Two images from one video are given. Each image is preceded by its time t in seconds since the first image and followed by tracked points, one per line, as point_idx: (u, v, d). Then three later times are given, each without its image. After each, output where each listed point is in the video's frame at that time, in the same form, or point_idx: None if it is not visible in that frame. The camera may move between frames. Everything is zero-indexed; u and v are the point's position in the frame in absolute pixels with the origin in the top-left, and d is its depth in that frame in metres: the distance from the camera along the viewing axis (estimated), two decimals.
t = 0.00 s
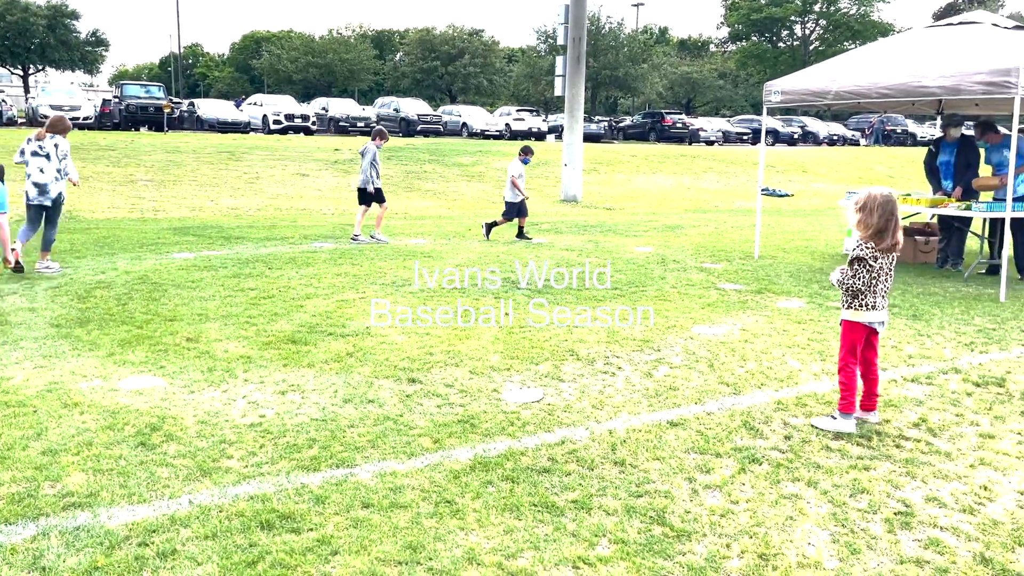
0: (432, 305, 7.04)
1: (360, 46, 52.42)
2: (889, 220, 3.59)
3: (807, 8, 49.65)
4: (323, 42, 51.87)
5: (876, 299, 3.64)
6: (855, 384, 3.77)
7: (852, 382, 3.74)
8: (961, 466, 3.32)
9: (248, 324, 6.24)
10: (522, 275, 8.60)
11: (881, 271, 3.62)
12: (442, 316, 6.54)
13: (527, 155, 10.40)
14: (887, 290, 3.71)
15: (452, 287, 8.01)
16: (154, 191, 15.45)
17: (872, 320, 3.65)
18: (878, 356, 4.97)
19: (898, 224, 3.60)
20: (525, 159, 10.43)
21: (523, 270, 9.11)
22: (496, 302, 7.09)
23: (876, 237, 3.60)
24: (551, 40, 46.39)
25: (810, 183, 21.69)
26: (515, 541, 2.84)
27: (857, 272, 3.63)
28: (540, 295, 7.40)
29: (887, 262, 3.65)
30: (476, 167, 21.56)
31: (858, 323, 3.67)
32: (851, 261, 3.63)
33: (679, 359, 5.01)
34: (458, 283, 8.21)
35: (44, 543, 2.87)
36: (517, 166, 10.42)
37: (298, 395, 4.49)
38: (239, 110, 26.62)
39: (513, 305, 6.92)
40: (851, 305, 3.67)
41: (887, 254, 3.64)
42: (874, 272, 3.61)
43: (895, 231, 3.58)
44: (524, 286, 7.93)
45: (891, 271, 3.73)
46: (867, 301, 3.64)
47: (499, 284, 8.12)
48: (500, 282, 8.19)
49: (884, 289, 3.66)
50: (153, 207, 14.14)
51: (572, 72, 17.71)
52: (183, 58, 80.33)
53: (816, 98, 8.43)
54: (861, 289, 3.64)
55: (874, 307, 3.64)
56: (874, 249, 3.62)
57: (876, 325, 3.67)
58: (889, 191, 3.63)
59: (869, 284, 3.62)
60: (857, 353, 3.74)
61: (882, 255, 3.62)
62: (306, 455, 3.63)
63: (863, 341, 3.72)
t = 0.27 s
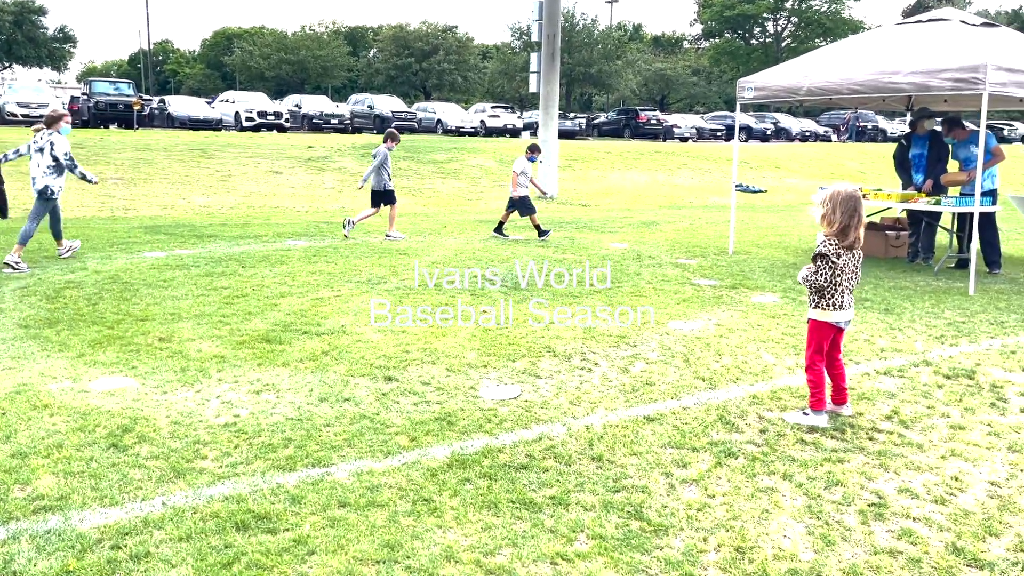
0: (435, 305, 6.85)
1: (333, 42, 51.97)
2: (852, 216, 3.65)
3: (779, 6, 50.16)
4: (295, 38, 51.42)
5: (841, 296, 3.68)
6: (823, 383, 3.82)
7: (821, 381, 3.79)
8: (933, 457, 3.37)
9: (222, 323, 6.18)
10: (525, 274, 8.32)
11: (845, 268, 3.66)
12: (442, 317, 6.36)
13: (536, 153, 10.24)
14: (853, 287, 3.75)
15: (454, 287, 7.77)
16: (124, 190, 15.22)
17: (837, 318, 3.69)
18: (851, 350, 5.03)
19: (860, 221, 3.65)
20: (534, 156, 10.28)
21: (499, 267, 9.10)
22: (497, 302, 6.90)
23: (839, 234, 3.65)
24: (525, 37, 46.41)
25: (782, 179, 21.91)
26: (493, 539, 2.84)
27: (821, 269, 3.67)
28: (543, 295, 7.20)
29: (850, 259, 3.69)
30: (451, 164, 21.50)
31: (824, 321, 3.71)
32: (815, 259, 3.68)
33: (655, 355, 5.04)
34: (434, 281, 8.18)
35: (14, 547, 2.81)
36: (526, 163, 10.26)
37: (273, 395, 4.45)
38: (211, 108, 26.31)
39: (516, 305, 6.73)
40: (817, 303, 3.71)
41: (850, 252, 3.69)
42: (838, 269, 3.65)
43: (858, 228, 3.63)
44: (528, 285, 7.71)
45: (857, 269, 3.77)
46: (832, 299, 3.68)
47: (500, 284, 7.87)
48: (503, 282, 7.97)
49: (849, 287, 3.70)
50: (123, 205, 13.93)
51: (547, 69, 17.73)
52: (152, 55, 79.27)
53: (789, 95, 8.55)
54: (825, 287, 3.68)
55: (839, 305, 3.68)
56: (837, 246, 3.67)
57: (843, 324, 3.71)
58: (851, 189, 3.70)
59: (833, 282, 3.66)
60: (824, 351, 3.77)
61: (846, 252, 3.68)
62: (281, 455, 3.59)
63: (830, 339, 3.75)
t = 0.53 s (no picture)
0: (436, 305, 6.74)
1: (303, 40, 51.47)
2: (811, 211, 3.66)
3: (748, 4, 50.65)
4: (265, 36, 50.85)
5: (813, 293, 3.71)
6: (803, 377, 3.86)
7: (799, 376, 3.83)
8: (907, 450, 3.41)
9: (194, 324, 6.09)
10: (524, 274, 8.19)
11: (812, 264, 3.69)
12: (442, 318, 6.24)
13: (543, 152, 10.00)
14: (825, 281, 3.77)
15: (453, 286, 7.63)
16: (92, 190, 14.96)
17: (811, 314, 3.72)
18: (825, 344, 5.08)
19: (820, 215, 3.66)
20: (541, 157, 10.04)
21: (475, 265, 9.07)
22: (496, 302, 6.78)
23: (801, 232, 3.68)
24: (497, 34, 46.36)
25: (754, 176, 22.11)
26: (474, 538, 2.82)
27: (788, 269, 3.71)
28: (527, 293, 7.13)
29: (817, 254, 3.72)
30: (425, 162, 21.41)
31: (799, 318, 3.75)
32: (781, 259, 3.72)
33: (632, 351, 5.05)
34: (410, 279, 8.13)
35: None
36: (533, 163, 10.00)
37: (248, 396, 4.39)
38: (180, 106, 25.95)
39: (516, 305, 6.59)
40: (791, 302, 3.75)
41: (815, 247, 3.71)
42: (805, 266, 3.69)
43: (818, 223, 3.65)
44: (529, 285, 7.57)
45: (828, 261, 3.78)
46: (804, 296, 3.72)
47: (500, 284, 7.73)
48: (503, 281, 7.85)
49: (820, 282, 3.73)
50: (90, 206, 13.69)
51: (520, 66, 17.73)
52: (118, 53, 77.99)
53: (760, 92, 8.62)
54: (796, 285, 3.72)
55: (812, 301, 3.71)
56: (801, 244, 3.70)
57: (819, 320, 3.75)
58: (807, 184, 3.71)
59: (802, 279, 3.69)
60: (801, 347, 3.81)
61: (809, 248, 3.70)
62: (258, 458, 3.55)
63: (806, 335, 3.79)
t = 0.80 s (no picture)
0: (436, 305, 6.64)
1: (273, 37, 50.85)
2: (794, 205, 3.67)
3: (718, 1, 51.10)
4: (234, 34, 50.25)
5: (794, 286, 3.73)
6: (783, 371, 3.88)
7: (779, 369, 3.84)
8: (888, 443, 3.45)
9: (168, 326, 5.99)
10: (527, 274, 8.04)
11: (793, 257, 3.71)
12: (443, 317, 6.15)
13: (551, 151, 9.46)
14: (806, 275, 3.79)
15: (454, 286, 7.49)
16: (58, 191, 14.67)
17: (793, 307, 3.73)
18: (803, 338, 5.12)
19: (802, 208, 3.67)
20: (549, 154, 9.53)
21: (452, 264, 9.02)
22: (498, 301, 6.68)
23: (782, 225, 3.69)
24: (469, 32, 46.29)
25: (726, 172, 22.29)
26: (460, 538, 2.80)
27: (769, 263, 3.73)
28: (505, 291, 7.11)
29: (798, 247, 3.74)
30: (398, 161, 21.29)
31: (780, 311, 3.76)
32: (762, 253, 3.74)
33: (613, 348, 5.05)
34: (387, 278, 8.07)
35: None
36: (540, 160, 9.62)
37: (226, 399, 4.32)
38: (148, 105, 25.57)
39: (518, 305, 6.46)
40: (772, 295, 3.76)
41: (796, 240, 3.73)
42: (785, 260, 3.71)
43: (799, 215, 3.66)
44: (530, 285, 7.42)
45: (809, 255, 3.81)
46: (785, 289, 3.73)
47: (500, 283, 7.61)
48: (505, 280, 7.71)
49: (801, 276, 3.75)
50: (57, 206, 13.43)
51: (493, 64, 17.69)
52: (83, 51, 76.66)
53: (734, 88, 8.67)
54: (777, 279, 3.73)
55: (793, 295, 3.72)
56: (782, 238, 3.72)
57: (799, 313, 3.76)
58: (787, 177, 3.72)
59: (784, 273, 3.71)
60: (781, 340, 3.83)
61: (789, 241, 3.72)
62: (237, 461, 3.49)
63: (787, 328, 3.81)
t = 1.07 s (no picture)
0: (437, 305, 6.61)
1: (241, 35, 50.22)
2: (789, 205, 3.67)
3: None
4: (202, 32, 49.58)
5: (780, 285, 3.74)
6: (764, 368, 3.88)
7: (762, 367, 3.84)
8: (871, 440, 3.47)
9: (140, 332, 5.87)
10: (526, 273, 8.03)
11: (784, 256, 3.71)
12: (443, 317, 6.11)
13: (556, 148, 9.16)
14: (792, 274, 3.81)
15: (454, 286, 7.44)
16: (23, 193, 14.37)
17: (778, 305, 3.75)
18: (783, 336, 5.14)
19: (796, 208, 3.68)
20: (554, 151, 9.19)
21: (429, 264, 8.95)
22: (498, 301, 6.64)
23: (776, 224, 3.67)
24: (442, 30, 46.15)
25: (700, 170, 22.42)
26: (446, 546, 2.76)
27: (761, 259, 3.72)
28: (484, 292, 7.06)
29: (788, 246, 3.74)
30: (372, 160, 21.14)
31: (765, 308, 3.76)
32: (755, 250, 3.72)
33: (594, 348, 5.03)
34: (364, 280, 7.99)
35: None
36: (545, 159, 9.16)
37: (203, 406, 4.23)
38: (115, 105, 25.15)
39: (518, 305, 6.41)
40: (757, 292, 3.76)
41: (788, 239, 3.73)
42: (777, 258, 3.70)
43: (793, 214, 3.66)
44: (531, 285, 7.36)
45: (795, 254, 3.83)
46: (772, 287, 3.74)
47: (502, 283, 7.58)
48: (504, 281, 7.65)
49: (787, 274, 3.77)
50: (23, 209, 13.14)
51: (466, 63, 17.62)
52: (47, 50, 75.27)
53: (710, 86, 8.73)
54: (765, 276, 3.73)
55: (778, 293, 3.73)
56: (774, 236, 3.71)
57: (783, 312, 3.78)
58: (783, 176, 3.71)
59: (774, 270, 3.71)
60: (764, 337, 3.83)
61: (782, 240, 3.71)
62: (216, 470, 3.41)
63: (771, 326, 3.82)
